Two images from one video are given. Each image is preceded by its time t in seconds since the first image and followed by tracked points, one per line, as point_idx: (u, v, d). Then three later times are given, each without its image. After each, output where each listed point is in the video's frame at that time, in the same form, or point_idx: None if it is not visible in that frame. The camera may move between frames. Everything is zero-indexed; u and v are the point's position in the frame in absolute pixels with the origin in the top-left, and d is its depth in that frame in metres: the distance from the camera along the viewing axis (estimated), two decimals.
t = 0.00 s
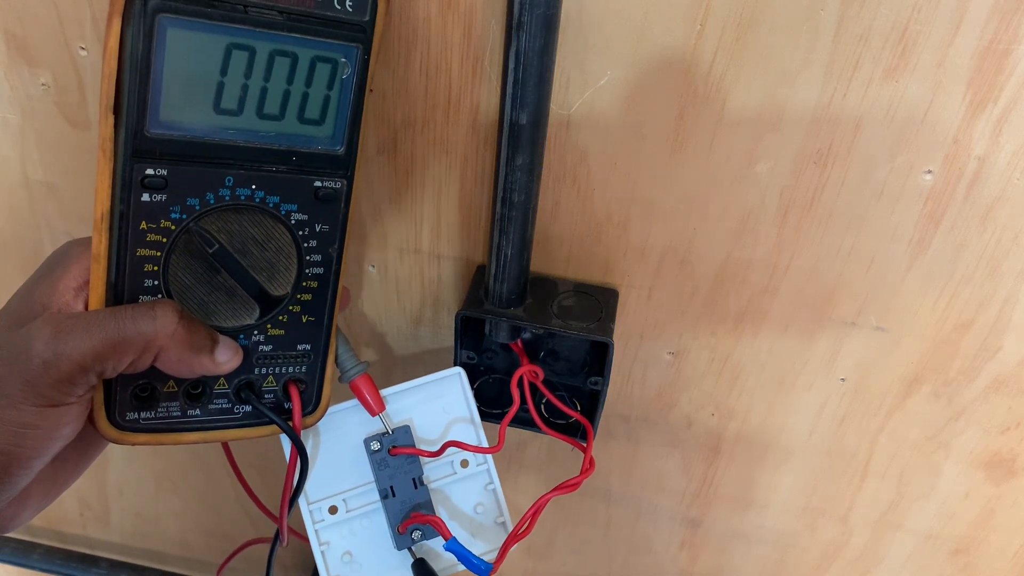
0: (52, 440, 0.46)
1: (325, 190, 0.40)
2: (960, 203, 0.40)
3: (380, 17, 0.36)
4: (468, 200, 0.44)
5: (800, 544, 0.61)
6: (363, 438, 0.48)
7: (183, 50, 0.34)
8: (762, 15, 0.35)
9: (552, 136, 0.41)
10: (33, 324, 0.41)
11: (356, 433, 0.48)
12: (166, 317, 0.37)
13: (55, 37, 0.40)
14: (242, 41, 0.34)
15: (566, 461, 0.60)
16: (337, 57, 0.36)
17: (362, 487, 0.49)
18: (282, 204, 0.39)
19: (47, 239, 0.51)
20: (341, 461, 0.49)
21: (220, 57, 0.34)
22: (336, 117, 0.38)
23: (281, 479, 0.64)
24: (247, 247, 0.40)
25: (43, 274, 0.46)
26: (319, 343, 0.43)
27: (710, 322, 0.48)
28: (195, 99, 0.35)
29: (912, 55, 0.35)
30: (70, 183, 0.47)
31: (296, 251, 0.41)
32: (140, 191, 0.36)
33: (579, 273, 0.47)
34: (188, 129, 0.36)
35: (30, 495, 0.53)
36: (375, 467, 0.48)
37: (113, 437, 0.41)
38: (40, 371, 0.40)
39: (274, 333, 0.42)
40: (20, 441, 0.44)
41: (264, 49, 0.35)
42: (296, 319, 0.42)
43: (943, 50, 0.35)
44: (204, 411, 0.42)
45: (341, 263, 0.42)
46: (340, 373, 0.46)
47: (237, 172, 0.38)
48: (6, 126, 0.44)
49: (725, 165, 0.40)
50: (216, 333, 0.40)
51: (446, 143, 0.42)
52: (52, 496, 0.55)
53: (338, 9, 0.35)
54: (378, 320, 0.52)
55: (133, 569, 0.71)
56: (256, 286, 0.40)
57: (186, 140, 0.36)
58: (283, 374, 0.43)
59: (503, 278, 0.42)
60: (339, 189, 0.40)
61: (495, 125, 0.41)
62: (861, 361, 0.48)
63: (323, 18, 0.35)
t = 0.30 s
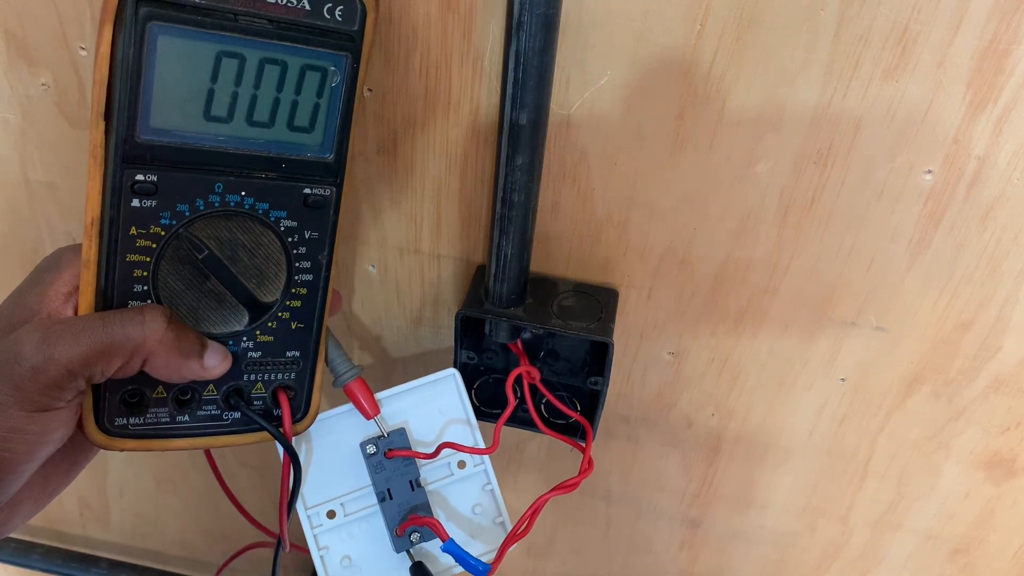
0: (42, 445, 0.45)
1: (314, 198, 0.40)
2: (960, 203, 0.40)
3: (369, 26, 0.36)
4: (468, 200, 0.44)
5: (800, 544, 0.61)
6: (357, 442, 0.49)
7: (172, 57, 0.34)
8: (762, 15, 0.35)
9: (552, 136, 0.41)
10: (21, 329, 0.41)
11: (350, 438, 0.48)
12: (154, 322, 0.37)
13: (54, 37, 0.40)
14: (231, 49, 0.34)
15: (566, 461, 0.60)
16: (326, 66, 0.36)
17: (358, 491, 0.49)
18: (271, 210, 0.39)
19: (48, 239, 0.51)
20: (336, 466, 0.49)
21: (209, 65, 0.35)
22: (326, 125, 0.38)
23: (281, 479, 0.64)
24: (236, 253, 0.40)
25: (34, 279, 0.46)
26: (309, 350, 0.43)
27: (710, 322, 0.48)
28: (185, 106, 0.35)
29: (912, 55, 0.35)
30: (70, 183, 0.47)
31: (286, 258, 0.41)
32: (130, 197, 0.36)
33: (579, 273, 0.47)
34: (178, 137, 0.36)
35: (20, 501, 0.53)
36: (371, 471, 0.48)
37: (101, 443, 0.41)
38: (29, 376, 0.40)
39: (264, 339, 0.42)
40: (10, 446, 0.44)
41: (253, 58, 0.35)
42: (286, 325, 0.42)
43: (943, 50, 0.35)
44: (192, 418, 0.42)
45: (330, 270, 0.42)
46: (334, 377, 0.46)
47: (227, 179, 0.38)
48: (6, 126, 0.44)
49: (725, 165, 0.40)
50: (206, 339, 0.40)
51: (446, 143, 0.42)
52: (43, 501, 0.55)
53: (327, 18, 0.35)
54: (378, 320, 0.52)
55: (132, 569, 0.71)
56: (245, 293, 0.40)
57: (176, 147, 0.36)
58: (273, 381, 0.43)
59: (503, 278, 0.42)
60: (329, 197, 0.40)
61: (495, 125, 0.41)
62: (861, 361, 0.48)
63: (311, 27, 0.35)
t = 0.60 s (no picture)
0: (49, 451, 0.45)
1: (325, 205, 0.40)
2: (960, 203, 0.40)
3: (382, 32, 0.36)
4: (468, 200, 0.44)
5: (800, 544, 0.61)
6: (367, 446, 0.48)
7: (185, 64, 0.34)
8: (762, 15, 0.35)
9: (552, 136, 0.41)
10: (31, 334, 0.41)
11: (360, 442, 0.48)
12: (165, 329, 0.37)
13: (55, 37, 0.40)
14: (244, 56, 0.34)
15: (567, 461, 0.59)
16: (338, 72, 0.36)
17: (368, 495, 0.49)
18: (282, 217, 0.39)
19: (47, 239, 0.51)
20: (346, 470, 0.49)
21: (222, 71, 0.35)
22: (338, 131, 0.38)
23: (281, 479, 0.64)
24: (247, 259, 0.40)
25: (43, 283, 0.46)
26: (318, 356, 0.43)
27: (710, 322, 0.48)
28: (197, 112, 0.35)
29: (912, 55, 0.35)
30: (70, 183, 0.47)
31: (296, 265, 0.41)
32: (141, 203, 0.36)
33: (579, 273, 0.47)
34: (189, 143, 0.36)
35: (29, 505, 0.53)
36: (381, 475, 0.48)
37: (110, 448, 0.41)
38: (38, 382, 0.40)
39: (273, 345, 0.42)
40: (17, 451, 0.44)
41: (266, 64, 0.35)
42: (295, 331, 0.42)
43: (943, 50, 0.35)
44: (201, 423, 0.42)
45: (340, 276, 0.42)
46: (343, 381, 0.45)
47: (238, 185, 0.38)
48: (6, 126, 0.44)
49: (725, 165, 0.40)
50: (215, 345, 0.40)
51: (446, 143, 0.42)
52: (51, 505, 0.54)
53: (340, 24, 0.35)
54: (378, 320, 0.52)
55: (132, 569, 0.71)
56: (255, 299, 0.40)
57: (187, 153, 0.36)
58: (282, 387, 0.43)
59: (503, 278, 0.42)
60: (340, 203, 0.40)
61: (495, 125, 0.41)
62: (861, 361, 0.48)
63: (324, 33, 0.35)
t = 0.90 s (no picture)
0: (47, 452, 0.45)
1: (322, 206, 0.40)
2: (960, 203, 0.40)
3: (379, 34, 0.36)
4: (468, 200, 0.44)
5: (800, 543, 0.61)
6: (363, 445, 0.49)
7: (182, 65, 0.34)
8: (762, 15, 0.35)
9: (552, 136, 0.41)
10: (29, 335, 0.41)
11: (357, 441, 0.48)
12: (161, 330, 0.37)
13: (55, 36, 0.40)
14: (240, 57, 0.34)
15: (567, 461, 0.59)
16: (335, 73, 0.36)
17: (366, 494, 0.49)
18: (279, 218, 0.39)
19: (47, 239, 0.51)
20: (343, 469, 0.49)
21: (218, 73, 0.35)
22: (334, 132, 0.38)
23: (281, 479, 0.64)
24: (244, 261, 0.40)
25: (40, 284, 0.46)
26: (315, 357, 0.43)
27: (710, 322, 0.48)
28: (194, 113, 0.35)
29: (912, 55, 0.35)
30: (70, 183, 0.47)
31: (293, 266, 0.41)
32: (138, 205, 0.36)
33: (579, 273, 0.47)
34: (186, 144, 0.36)
35: (26, 506, 0.53)
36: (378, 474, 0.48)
37: (107, 449, 0.40)
38: (35, 383, 0.40)
39: (270, 346, 0.42)
40: (15, 453, 0.44)
41: (263, 66, 0.35)
42: (292, 332, 0.42)
43: (943, 50, 0.35)
44: (198, 424, 0.42)
45: (337, 277, 0.42)
46: (340, 381, 0.46)
47: (235, 187, 0.38)
48: (6, 125, 0.44)
49: (725, 165, 0.40)
50: (212, 347, 0.40)
51: (445, 143, 0.42)
52: (49, 508, 0.55)
53: (336, 26, 0.35)
54: (378, 320, 0.52)
55: (132, 569, 0.71)
56: (252, 300, 0.41)
57: (184, 154, 0.36)
58: (279, 388, 0.43)
59: (503, 278, 0.42)
60: (337, 205, 0.40)
61: (495, 126, 0.41)
62: (861, 361, 0.48)
63: (321, 35, 0.35)
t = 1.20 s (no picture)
0: (50, 464, 0.45)
1: (324, 212, 0.40)
2: (960, 202, 0.40)
3: (378, 39, 0.36)
4: (468, 200, 0.44)
5: (800, 543, 0.61)
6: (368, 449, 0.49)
7: (183, 74, 0.34)
8: (762, 15, 0.35)
9: (552, 135, 0.41)
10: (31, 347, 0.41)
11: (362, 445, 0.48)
12: (165, 339, 0.37)
13: (55, 37, 0.40)
14: (242, 64, 0.34)
15: (567, 461, 0.59)
16: (335, 79, 0.36)
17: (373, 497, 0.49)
18: (281, 225, 0.39)
19: (47, 239, 0.51)
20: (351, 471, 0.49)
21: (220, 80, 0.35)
22: (335, 138, 0.38)
23: (281, 479, 0.64)
24: (247, 268, 0.40)
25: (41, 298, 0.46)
26: (318, 365, 0.43)
27: (710, 322, 0.48)
28: (195, 122, 0.35)
29: (911, 55, 0.35)
30: (70, 183, 0.47)
31: (295, 273, 0.41)
32: (140, 213, 0.36)
33: (579, 273, 0.47)
34: (187, 152, 0.36)
35: (30, 518, 0.53)
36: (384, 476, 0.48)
37: (111, 459, 0.41)
38: (39, 395, 0.40)
39: (274, 354, 0.42)
40: (18, 464, 0.44)
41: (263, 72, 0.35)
42: (295, 339, 0.42)
43: (943, 50, 0.35)
44: (203, 433, 0.42)
45: (340, 282, 0.42)
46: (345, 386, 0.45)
47: (237, 194, 0.37)
48: (6, 126, 0.44)
49: (725, 165, 0.40)
50: (216, 355, 0.40)
51: (446, 144, 0.42)
52: (53, 519, 0.55)
53: (336, 31, 0.35)
54: (379, 320, 0.52)
55: (132, 569, 0.71)
56: (255, 307, 0.41)
57: (186, 162, 0.36)
58: (283, 395, 0.43)
59: (503, 278, 0.42)
60: (338, 211, 0.40)
61: (495, 126, 0.41)
62: (861, 361, 0.48)
63: (321, 41, 0.35)
